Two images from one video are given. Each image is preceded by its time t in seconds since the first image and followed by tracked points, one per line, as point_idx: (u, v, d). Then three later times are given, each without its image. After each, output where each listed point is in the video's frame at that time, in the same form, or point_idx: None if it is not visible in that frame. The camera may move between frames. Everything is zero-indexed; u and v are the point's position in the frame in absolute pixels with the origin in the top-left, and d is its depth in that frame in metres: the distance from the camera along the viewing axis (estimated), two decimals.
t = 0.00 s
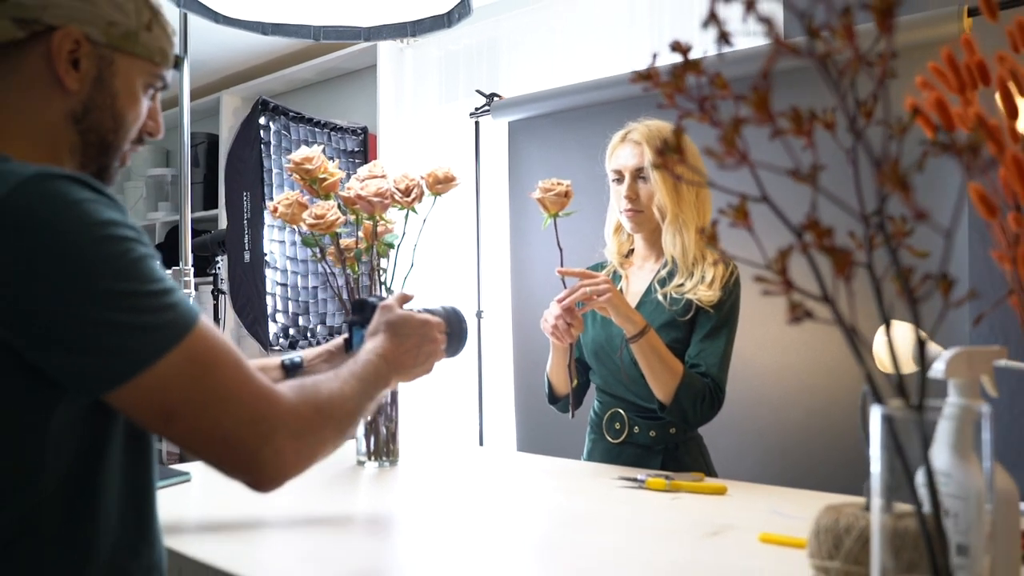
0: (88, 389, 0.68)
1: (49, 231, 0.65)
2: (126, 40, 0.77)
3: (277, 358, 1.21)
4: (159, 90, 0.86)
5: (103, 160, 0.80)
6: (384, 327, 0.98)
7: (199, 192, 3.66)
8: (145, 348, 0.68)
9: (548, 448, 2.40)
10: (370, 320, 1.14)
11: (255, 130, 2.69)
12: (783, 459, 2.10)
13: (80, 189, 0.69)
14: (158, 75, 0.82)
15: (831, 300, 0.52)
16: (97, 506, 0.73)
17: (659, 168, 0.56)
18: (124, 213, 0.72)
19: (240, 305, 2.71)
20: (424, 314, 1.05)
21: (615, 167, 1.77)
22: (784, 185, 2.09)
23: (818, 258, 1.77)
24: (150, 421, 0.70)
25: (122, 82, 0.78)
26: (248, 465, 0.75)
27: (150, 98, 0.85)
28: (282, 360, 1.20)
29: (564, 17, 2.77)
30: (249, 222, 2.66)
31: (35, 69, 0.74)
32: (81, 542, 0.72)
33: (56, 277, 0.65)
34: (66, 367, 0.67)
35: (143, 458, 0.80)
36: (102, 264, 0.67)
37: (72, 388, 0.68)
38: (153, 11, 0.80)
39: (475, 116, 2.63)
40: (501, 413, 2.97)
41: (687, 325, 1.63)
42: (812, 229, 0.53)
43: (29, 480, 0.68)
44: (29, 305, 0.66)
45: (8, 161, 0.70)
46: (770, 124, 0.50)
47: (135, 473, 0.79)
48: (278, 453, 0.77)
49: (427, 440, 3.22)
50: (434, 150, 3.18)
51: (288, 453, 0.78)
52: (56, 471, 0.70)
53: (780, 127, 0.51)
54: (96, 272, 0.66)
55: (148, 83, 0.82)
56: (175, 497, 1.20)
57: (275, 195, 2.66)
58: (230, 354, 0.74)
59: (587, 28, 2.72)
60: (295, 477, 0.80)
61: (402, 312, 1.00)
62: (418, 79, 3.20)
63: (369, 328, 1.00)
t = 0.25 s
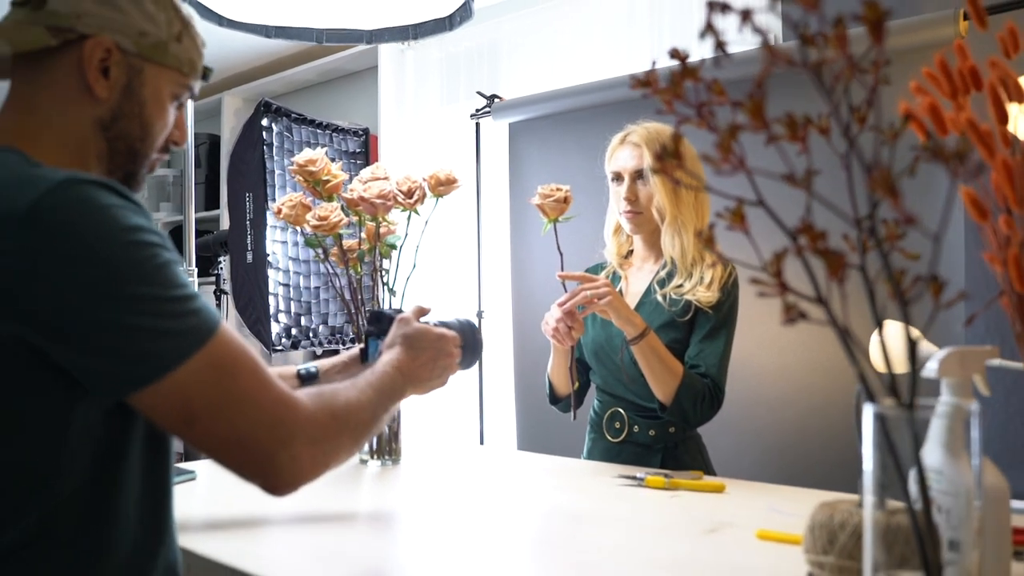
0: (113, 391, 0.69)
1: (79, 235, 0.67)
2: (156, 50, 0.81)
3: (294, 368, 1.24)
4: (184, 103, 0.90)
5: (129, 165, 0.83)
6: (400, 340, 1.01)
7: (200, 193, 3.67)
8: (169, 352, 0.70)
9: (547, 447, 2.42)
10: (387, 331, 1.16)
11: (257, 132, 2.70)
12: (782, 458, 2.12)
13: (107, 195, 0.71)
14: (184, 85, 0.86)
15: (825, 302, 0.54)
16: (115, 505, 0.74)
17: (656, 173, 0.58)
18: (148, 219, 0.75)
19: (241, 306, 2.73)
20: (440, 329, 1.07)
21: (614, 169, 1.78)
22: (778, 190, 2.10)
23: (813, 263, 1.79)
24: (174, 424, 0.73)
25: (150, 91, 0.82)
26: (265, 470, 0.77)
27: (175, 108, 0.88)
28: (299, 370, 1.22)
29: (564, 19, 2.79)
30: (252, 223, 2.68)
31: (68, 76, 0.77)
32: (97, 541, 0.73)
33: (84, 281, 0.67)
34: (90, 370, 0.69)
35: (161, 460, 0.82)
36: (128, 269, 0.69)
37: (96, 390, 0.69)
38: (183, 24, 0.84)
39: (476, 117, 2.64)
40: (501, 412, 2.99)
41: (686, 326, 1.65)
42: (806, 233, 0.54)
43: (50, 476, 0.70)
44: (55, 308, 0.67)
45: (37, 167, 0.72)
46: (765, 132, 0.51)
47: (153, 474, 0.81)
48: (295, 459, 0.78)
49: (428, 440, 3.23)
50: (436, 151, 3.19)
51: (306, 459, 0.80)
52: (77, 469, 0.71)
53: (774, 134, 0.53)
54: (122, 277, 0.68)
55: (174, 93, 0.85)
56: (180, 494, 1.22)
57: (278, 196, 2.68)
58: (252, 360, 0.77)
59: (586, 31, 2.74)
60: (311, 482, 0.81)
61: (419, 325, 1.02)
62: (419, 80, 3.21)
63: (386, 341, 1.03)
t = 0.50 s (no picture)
0: (138, 387, 0.71)
1: (105, 234, 0.69)
2: (191, 67, 0.82)
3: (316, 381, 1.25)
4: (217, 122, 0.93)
5: (158, 178, 0.85)
6: (413, 328, 1.01)
7: (201, 194, 3.69)
8: (193, 348, 0.72)
9: (548, 447, 2.43)
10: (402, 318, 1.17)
11: (260, 133, 2.72)
12: (781, 457, 2.13)
13: (132, 197, 0.74)
14: (217, 102, 0.88)
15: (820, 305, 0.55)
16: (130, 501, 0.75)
17: (655, 178, 0.59)
18: (172, 220, 0.77)
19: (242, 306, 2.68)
20: (451, 317, 1.07)
21: (613, 172, 1.78)
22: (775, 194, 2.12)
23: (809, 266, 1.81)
24: (200, 418, 0.74)
25: (183, 107, 0.84)
26: (289, 465, 0.78)
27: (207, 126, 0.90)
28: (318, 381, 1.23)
29: (564, 22, 2.81)
30: (255, 223, 2.65)
31: (104, 89, 0.80)
32: (111, 536, 0.74)
33: (109, 278, 0.69)
34: (115, 366, 0.70)
35: (176, 459, 0.83)
36: (153, 268, 0.71)
37: (121, 387, 0.71)
38: (219, 43, 0.86)
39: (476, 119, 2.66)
40: (502, 412, 3.01)
41: (686, 327, 1.66)
42: (802, 237, 0.55)
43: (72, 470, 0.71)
44: (80, 305, 0.69)
45: (65, 170, 0.74)
46: (762, 141, 0.53)
47: (168, 472, 0.82)
48: (316, 454, 0.80)
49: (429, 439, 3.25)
50: (436, 152, 3.21)
51: (327, 454, 0.81)
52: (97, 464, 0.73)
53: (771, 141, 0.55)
54: (146, 275, 0.70)
55: (207, 110, 0.87)
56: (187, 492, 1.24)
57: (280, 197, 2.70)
58: (274, 357, 0.78)
59: (587, 33, 2.76)
60: (331, 476, 0.83)
61: (433, 315, 1.03)
62: (420, 82, 3.23)
63: (399, 328, 1.03)
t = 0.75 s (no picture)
0: (153, 382, 0.72)
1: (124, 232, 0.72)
2: (226, 91, 0.85)
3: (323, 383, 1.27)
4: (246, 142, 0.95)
5: (191, 197, 0.87)
6: (422, 332, 1.02)
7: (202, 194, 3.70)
8: (208, 344, 0.73)
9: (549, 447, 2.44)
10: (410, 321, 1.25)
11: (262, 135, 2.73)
12: (781, 457, 2.14)
13: (151, 199, 0.76)
14: (248, 124, 0.90)
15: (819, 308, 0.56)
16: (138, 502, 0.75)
17: (655, 183, 0.60)
18: (189, 222, 0.79)
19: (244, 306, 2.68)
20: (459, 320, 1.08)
21: (614, 175, 1.79)
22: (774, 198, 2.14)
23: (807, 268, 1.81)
24: (215, 418, 0.75)
25: (217, 128, 0.86)
26: (304, 467, 0.79)
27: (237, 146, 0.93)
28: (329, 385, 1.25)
29: (566, 24, 2.81)
30: (256, 224, 2.66)
31: (142, 110, 0.82)
32: (115, 536, 0.74)
33: (128, 275, 0.71)
34: (130, 359, 0.72)
35: (194, 455, 0.83)
36: (174, 268, 0.73)
37: (136, 381, 0.72)
38: (254, 68, 0.88)
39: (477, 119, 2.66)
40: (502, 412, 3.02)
41: (685, 328, 1.67)
42: (799, 241, 0.56)
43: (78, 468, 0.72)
44: (100, 302, 0.71)
45: (88, 175, 0.77)
46: (761, 146, 0.54)
47: (183, 475, 0.81)
48: (330, 455, 0.81)
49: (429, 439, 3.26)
50: (437, 153, 3.21)
51: (340, 456, 0.82)
52: (105, 463, 0.73)
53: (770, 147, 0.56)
54: (166, 275, 0.72)
55: (238, 132, 0.90)
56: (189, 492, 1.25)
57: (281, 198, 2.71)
58: (289, 358, 0.79)
59: (587, 34, 2.76)
60: (344, 478, 0.84)
61: (442, 319, 1.03)
62: (421, 83, 3.24)
63: (408, 333, 1.04)
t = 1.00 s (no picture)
0: (172, 381, 0.74)
1: (146, 234, 0.74)
2: (253, 114, 0.87)
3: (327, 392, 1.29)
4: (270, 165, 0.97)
5: (216, 216, 0.89)
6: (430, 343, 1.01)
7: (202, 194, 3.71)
8: (226, 346, 0.75)
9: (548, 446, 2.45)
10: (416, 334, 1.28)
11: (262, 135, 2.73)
12: (780, 456, 2.15)
13: (171, 204, 0.78)
14: (273, 147, 0.92)
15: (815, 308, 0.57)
16: (151, 503, 0.76)
17: (654, 185, 0.61)
18: (206, 225, 0.80)
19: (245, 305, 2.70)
20: (468, 330, 1.06)
21: (614, 177, 1.78)
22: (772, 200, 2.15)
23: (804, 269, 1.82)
24: (230, 419, 0.76)
25: (242, 149, 0.88)
26: (316, 471, 0.80)
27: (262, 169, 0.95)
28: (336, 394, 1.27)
29: (565, 25, 2.82)
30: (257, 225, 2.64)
31: (172, 129, 0.84)
32: (129, 535, 0.75)
33: (151, 277, 0.74)
34: (150, 359, 0.74)
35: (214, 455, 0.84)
36: (194, 270, 0.75)
37: (156, 381, 0.74)
38: (280, 94, 0.91)
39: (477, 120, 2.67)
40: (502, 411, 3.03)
41: (685, 328, 1.68)
42: (797, 243, 0.57)
43: (92, 467, 0.73)
44: (123, 303, 0.74)
45: (110, 183, 0.80)
46: (757, 149, 0.54)
47: (200, 479, 0.81)
48: (342, 460, 0.81)
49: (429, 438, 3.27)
50: (437, 153, 3.22)
51: (354, 461, 0.82)
52: (120, 463, 0.74)
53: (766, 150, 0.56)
54: (186, 277, 0.75)
55: (263, 154, 0.92)
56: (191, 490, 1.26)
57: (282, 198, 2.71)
58: (304, 363, 0.80)
59: (586, 34, 2.77)
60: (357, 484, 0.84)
61: (449, 329, 1.02)
62: (421, 84, 3.24)
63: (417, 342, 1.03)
